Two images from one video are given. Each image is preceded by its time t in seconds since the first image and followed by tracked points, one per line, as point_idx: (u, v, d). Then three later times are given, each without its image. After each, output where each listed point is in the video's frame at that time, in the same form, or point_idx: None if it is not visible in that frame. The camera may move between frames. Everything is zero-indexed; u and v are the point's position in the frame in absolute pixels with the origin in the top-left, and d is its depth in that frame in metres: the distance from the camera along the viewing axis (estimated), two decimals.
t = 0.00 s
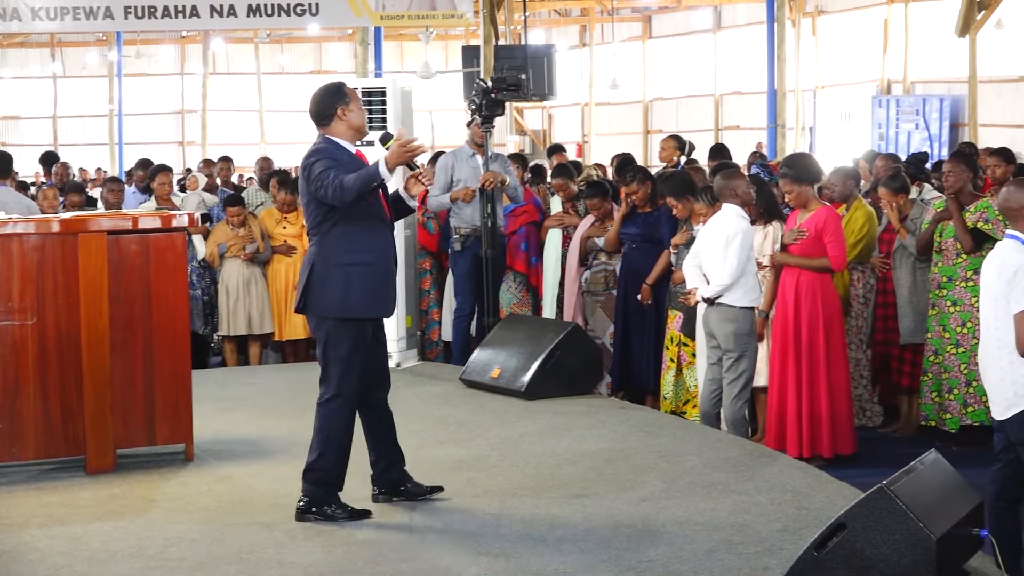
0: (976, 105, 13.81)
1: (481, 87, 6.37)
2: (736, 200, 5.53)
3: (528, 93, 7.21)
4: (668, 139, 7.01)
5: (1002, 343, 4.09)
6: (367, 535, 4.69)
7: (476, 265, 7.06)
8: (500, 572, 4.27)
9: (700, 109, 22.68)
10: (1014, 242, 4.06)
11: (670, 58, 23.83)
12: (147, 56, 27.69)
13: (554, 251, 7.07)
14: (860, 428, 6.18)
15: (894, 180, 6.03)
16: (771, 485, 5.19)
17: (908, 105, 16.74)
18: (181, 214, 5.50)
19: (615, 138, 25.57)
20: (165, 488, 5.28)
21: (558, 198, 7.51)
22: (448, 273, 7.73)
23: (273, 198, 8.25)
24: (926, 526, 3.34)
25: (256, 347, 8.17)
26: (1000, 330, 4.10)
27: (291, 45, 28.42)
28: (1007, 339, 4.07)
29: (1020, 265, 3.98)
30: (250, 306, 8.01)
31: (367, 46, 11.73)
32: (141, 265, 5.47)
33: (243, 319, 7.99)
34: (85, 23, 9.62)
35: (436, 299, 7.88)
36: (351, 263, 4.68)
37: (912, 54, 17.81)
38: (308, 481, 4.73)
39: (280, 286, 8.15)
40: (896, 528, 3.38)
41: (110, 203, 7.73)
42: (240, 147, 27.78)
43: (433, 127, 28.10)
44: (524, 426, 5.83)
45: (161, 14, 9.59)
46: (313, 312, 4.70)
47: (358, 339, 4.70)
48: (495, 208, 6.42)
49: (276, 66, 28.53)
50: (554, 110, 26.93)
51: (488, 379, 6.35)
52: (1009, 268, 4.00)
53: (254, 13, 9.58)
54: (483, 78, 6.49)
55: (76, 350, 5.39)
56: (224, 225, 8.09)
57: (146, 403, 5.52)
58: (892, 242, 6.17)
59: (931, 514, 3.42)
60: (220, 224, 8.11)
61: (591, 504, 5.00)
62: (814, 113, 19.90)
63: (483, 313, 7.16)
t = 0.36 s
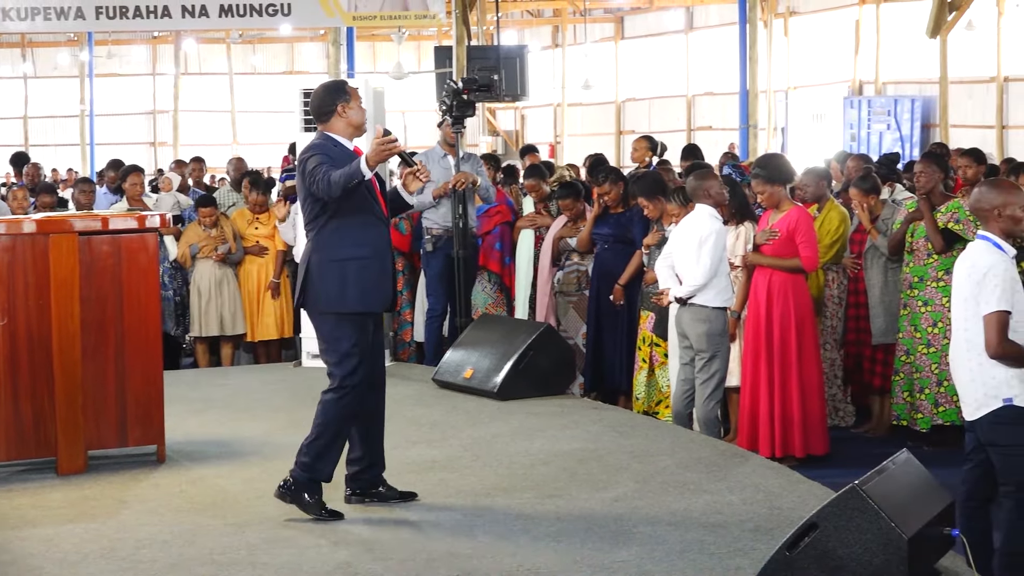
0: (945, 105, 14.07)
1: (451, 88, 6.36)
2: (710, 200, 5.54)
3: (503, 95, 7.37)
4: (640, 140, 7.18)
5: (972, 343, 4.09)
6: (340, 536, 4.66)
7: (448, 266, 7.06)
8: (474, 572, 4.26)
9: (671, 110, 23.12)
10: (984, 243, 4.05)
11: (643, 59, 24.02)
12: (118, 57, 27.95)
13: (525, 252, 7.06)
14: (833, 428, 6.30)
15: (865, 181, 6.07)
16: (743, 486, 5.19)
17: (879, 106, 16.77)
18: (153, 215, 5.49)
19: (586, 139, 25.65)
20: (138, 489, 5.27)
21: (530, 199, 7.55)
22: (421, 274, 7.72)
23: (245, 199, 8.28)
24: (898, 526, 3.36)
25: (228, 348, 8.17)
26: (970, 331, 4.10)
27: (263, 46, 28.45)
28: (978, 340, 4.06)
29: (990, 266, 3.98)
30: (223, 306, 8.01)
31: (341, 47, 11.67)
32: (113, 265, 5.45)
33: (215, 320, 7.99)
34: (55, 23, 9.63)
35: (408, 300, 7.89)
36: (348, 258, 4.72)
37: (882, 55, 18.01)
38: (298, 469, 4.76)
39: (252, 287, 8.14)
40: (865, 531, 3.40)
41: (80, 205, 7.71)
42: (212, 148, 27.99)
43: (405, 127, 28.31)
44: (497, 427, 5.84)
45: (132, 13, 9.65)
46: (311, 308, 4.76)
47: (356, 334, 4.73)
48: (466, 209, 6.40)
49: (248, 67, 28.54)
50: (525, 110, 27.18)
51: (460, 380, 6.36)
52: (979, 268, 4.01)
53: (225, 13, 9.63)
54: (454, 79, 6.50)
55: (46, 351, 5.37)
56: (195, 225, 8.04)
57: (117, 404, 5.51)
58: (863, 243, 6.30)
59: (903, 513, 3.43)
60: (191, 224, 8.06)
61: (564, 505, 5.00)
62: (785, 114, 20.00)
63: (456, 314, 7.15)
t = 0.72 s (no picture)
0: (914, 106, 14.14)
1: (421, 87, 6.36)
2: (683, 201, 5.59)
3: (475, 95, 7.48)
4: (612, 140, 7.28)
5: (943, 344, 4.07)
6: (313, 537, 4.63)
7: (422, 266, 7.06)
8: (445, 572, 4.24)
9: (643, 110, 23.15)
10: (956, 244, 4.03)
11: (616, 59, 24.11)
12: (90, 57, 27.92)
13: (498, 253, 7.06)
14: (805, 427, 6.34)
15: (838, 181, 6.13)
16: (716, 485, 5.19)
17: (852, 106, 17.08)
18: (125, 215, 5.48)
19: (561, 139, 25.56)
20: (110, 490, 5.24)
21: (502, 199, 7.66)
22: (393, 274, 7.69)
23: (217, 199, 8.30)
24: (870, 525, 3.38)
25: (200, 348, 8.18)
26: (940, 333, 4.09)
27: (235, 46, 28.42)
28: (948, 341, 4.04)
29: (960, 266, 3.97)
30: (195, 306, 8.02)
31: (312, 48, 11.88)
32: (85, 265, 5.42)
33: (188, 320, 8.00)
34: (28, 24, 9.85)
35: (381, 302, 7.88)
36: (330, 255, 4.70)
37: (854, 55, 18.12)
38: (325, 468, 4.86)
39: (224, 288, 8.15)
40: (837, 532, 3.41)
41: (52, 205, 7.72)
42: (184, 148, 27.98)
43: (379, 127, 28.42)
44: (470, 427, 5.84)
45: (103, 14, 9.81)
46: (292, 304, 4.75)
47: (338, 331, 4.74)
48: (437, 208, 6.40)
49: (221, 67, 28.51)
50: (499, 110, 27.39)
51: (433, 380, 6.39)
52: (950, 269, 4.00)
53: (197, 12, 9.80)
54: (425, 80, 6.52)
55: (17, 350, 5.36)
56: (167, 225, 8.07)
57: (89, 404, 5.49)
58: (835, 243, 6.39)
59: (875, 513, 3.45)
60: (163, 224, 8.09)
61: (537, 505, 4.98)
62: (758, 114, 20.19)
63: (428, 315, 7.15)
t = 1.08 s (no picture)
0: (884, 105, 14.16)
1: (391, 86, 6.36)
2: (654, 200, 5.62)
3: (446, 94, 7.55)
4: (582, 140, 7.60)
5: (916, 344, 4.06)
6: (283, 537, 4.53)
7: (393, 265, 7.08)
8: (416, 572, 4.14)
9: (614, 110, 23.25)
10: (928, 243, 4.03)
11: (585, 58, 24.24)
12: (60, 56, 27.86)
13: (469, 250, 7.23)
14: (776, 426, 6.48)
15: (807, 180, 6.23)
16: (687, 484, 5.16)
17: (821, 105, 17.14)
18: (95, 215, 5.46)
19: (530, 139, 25.79)
20: (79, 492, 5.17)
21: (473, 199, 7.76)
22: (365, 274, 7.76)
23: (188, 199, 8.38)
24: (840, 523, 3.34)
25: (171, 347, 8.27)
26: (914, 332, 4.08)
27: (204, 45, 28.67)
28: (922, 341, 4.04)
29: (932, 266, 3.96)
30: (165, 307, 8.12)
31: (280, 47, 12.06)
32: (54, 266, 5.39)
33: (158, 319, 8.09)
34: None
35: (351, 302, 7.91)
36: (303, 255, 4.64)
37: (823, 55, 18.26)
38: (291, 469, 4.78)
39: (196, 287, 8.25)
40: (808, 527, 3.37)
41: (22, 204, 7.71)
42: (155, 147, 27.98)
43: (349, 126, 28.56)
44: (440, 427, 5.86)
45: (73, 12, 9.98)
46: (263, 305, 4.68)
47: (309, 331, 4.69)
48: (409, 208, 6.42)
49: (191, 66, 28.71)
50: (470, 110, 27.67)
51: (403, 380, 6.45)
52: (922, 269, 4.00)
53: (167, 12, 10.02)
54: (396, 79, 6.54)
55: None
56: (138, 225, 8.16)
57: (59, 403, 5.45)
58: (804, 242, 6.46)
59: (845, 511, 3.42)
60: (133, 224, 8.18)
61: (508, 504, 4.91)
62: (728, 113, 20.09)
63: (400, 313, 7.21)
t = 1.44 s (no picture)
0: (863, 105, 14.15)
1: (371, 86, 6.39)
2: (635, 200, 5.61)
3: (426, 95, 7.60)
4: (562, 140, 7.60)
5: (899, 345, 4.02)
6: (263, 538, 4.48)
7: (373, 265, 7.09)
8: (396, 572, 4.09)
9: (595, 110, 23.24)
10: (911, 243, 3.99)
11: (565, 58, 24.27)
12: (39, 56, 27.80)
13: (449, 252, 7.24)
14: (756, 426, 6.59)
15: (787, 180, 6.26)
16: (667, 484, 5.13)
17: (801, 105, 17.51)
18: (74, 215, 5.35)
19: (510, 139, 25.86)
20: (58, 492, 5.12)
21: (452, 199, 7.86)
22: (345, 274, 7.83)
23: (169, 200, 8.39)
24: (820, 522, 3.32)
25: (150, 348, 8.28)
26: (897, 332, 4.04)
27: (184, 45, 28.70)
28: (905, 342, 4.00)
29: (917, 268, 3.91)
30: (145, 307, 8.13)
31: (257, 46, 12.08)
32: (33, 266, 5.30)
33: (137, 320, 8.10)
34: None
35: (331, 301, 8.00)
36: (283, 256, 4.60)
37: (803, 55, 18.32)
38: (271, 470, 4.74)
39: (175, 287, 8.26)
40: (789, 526, 3.35)
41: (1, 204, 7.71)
42: (135, 147, 27.95)
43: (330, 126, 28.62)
44: (420, 427, 5.87)
45: (51, 12, 9.98)
46: (242, 304, 4.63)
47: (289, 331, 4.65)
48: (388, 208, 6.43)
49: (171, 66, 28.72)
50: (450, 109, 27.80)
51: (383, 380, 6.47)
52: (908, 270, 3.95)
53: (146, 12, 10.06)
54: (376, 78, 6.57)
55: None
56: (118, 225, 8.18)
57: (39, 402, 5.37)
58: (784, 242, 6.54)
59: (825, 511, 3.39)
60: (112, 225, 8.20)
61: (489, 503, 4.87)
62: (707, 114, 20.25)
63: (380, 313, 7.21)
